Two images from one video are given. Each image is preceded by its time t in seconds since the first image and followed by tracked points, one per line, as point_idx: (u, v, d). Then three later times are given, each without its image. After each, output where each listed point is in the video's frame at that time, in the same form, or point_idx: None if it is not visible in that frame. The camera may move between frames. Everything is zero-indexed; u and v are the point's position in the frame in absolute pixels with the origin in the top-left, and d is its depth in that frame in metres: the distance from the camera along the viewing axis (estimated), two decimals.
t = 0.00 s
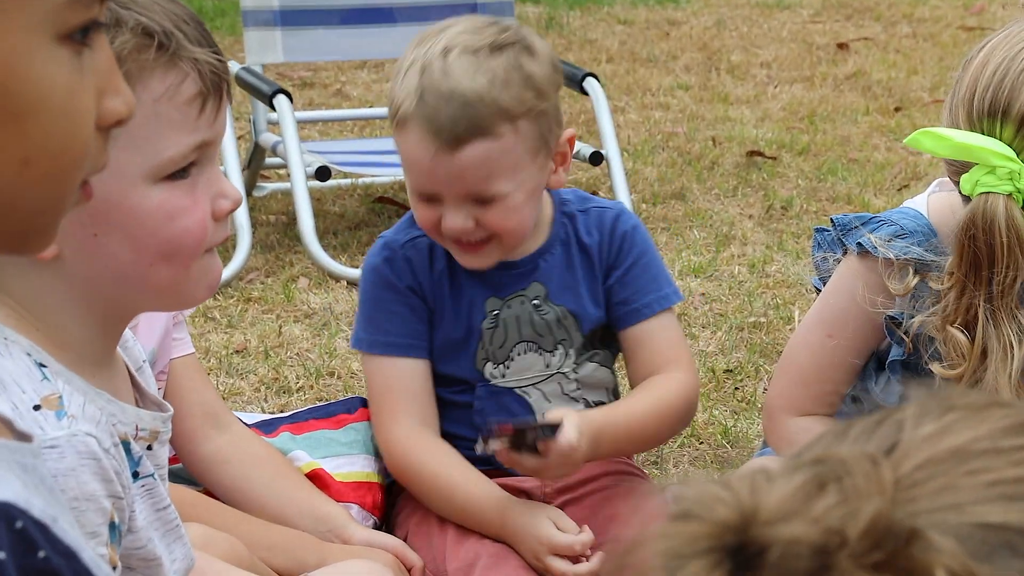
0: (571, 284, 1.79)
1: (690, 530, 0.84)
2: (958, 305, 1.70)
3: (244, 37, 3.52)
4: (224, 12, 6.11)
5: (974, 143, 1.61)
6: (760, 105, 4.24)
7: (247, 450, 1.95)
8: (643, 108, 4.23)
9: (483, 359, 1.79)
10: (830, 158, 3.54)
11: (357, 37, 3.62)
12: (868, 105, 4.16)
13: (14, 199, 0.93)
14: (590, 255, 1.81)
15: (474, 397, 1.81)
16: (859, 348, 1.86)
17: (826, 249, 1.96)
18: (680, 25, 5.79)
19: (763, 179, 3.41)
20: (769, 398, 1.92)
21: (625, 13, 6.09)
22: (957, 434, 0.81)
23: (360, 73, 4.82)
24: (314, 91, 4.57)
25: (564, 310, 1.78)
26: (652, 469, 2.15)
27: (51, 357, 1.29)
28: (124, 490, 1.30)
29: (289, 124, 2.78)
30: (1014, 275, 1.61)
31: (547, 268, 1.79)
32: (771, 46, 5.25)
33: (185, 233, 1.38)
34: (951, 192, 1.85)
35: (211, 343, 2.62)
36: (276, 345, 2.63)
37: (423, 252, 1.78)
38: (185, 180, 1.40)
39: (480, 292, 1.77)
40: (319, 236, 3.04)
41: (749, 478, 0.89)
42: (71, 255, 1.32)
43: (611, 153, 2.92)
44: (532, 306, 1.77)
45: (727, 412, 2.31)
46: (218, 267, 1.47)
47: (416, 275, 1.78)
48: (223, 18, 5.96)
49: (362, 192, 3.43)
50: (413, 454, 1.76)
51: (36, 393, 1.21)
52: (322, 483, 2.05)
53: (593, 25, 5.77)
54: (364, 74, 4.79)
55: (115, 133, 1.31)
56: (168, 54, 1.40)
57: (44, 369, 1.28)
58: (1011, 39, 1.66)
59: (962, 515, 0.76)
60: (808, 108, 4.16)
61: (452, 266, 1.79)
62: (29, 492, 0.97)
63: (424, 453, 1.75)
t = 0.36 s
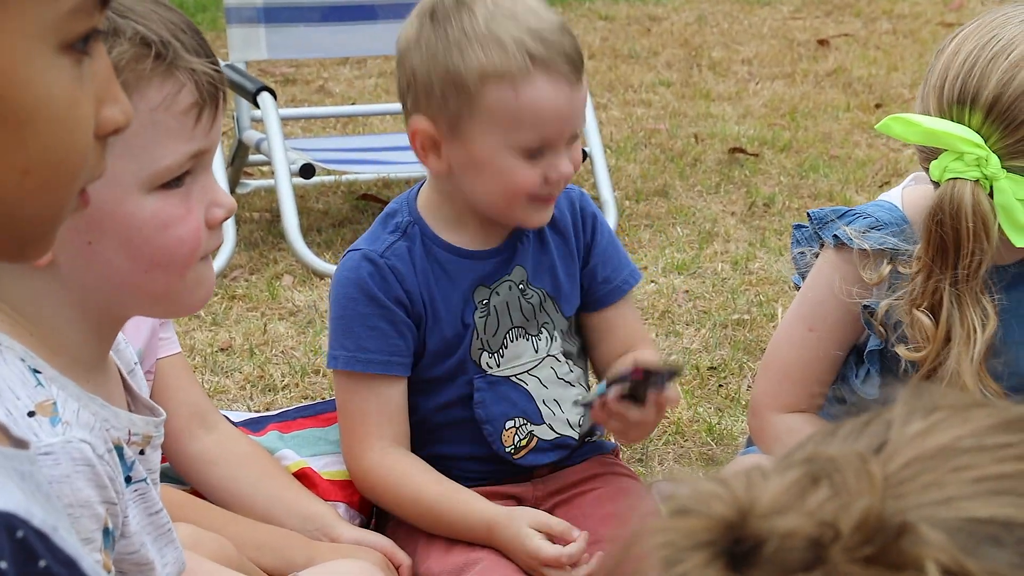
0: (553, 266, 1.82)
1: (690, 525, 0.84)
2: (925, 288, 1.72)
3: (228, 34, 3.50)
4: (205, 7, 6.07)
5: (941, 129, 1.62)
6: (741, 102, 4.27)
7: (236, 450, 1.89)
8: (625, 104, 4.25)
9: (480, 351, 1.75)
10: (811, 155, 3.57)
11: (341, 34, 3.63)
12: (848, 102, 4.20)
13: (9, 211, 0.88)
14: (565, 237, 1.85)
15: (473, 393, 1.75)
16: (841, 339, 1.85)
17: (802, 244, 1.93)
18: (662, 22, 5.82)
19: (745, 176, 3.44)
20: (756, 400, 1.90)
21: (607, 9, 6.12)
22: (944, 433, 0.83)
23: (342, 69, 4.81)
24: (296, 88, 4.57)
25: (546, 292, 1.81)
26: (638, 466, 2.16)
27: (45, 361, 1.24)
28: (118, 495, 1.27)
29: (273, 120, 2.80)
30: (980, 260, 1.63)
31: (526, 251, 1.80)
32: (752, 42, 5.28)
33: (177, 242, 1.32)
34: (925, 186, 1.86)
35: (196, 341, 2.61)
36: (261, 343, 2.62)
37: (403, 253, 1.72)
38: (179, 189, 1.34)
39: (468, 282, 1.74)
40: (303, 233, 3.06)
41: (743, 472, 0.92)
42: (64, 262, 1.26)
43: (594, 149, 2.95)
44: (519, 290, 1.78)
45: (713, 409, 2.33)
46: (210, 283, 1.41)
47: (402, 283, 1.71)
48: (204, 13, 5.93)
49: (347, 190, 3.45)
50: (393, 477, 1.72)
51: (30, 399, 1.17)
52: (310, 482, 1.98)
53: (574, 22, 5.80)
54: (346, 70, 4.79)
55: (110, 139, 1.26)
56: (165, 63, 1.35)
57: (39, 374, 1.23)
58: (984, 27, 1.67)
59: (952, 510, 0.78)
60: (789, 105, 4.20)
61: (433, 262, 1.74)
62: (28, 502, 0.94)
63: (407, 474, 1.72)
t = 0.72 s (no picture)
0: (566, 292, 1.76)
1: (673, 547, 0.82)
2: (890, 296, 1.69)
3: (201, 45, 3.50)
4: (179, 18, 6.05)
5: (906, 138, 1.61)
6: (715, 115, 4.30)
7: (211, 468, 1.84)
8: (599, 117, 4.27)
9: (476, 378, 1.73)
10: (785, 169, 3.60)
11: (315, 45, 3.63)
12: (820, 116, 4.23)
13: None
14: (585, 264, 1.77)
15: (466, 419, 1.75)
16: (814, 349, 1.80)
17: (773, 256, 1.89)
18: (636, 35, 5.85)
19: (718, 190, 3.46)
20: (730, 414, 1.86)
21: (582, 23, 6.16)
22: (922, 457, 0.79)
23: (316, 81, 4.81)
24: (270, 99, 4.56)
25: (557, 323, 1.74)
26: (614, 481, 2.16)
27: (18, 381, 1.21)
28: (92, 515, 1.24)
29: (247, 132, 2.79)
30: (945, 267, 1.62)
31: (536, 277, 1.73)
32: (725, 56, 5.32)
33: (154, 259, 1.27)
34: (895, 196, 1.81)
35: (169, 355, 2.59)
36: (234, 356, 2.60)
37: (401, 269, 1.72)
38: (156, 207, 1.29)
39: (467, 307, 1.71)
40: (276, 246, 3.06)
41: (725, 494, 0.88)
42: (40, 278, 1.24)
43: (568, 162, 2.96)
44: (523, 321, 1.72)
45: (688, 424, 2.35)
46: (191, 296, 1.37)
47: (393, 297, 1.72)
48: (178, 24, 5.91)
49: (321, 203, 3.46)
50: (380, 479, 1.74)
51: (4, 418, 1.13)
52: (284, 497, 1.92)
53: (549, 35, 5.84)
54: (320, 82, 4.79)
55: (91, 159, 1.22)
56: (142, 80, 1.30)
57: (12, 393, 1.20)
58: (945, 36, 1.67)
59: (935, 535, 0.73)
60: (763, 118, 4.23)
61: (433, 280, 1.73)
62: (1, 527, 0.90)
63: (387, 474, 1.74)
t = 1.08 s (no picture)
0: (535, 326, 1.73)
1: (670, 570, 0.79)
2: (882, 312, 1.70)
3: (195, 58, 3.49)
4: (172, 29, 6.05)
5: (897, 156, 1.63)
6: (707, 129, 4.32)
7: (200, 478, 1.82)
8: (592, 130, 4.28)
9: (433, 384, 1.72)
10: (777, 183, 3.62)
11: (308, 56, 3.64)
12: (813, 130, 4.25)
13: None
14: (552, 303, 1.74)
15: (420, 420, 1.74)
16: (807, 364, 1.80)
17: (766, 271, 1.88)
18: (628, 48, 5.87)
19: (711, 204, 3.47)
20: (722, 429, 1.86)
21: (574, 35, 6.17)
22: (922, 480, 0.81)
23: (309, 93, 4.82)
24: (263, 110, 4.57)
25: (522, 346, 1.72)
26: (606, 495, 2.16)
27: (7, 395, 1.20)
28: (82, 528, 1.24)
29: (241, 143, 2.80)
30: (936, 283, 1.63)
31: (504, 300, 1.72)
32: (718, 69, 5.34)
33: (145, 268, 1.25)
34: (886, 213, 1.82)
35: (162, 366, 2.59)
36: (227, 368, 2.60)
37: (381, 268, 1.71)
38: (144, 214, 1.27)
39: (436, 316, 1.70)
40: (270, 257, 3.06)
41: (722, 515, 0.88)
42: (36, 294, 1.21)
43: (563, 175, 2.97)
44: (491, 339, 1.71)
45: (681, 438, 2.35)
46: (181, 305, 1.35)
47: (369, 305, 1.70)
48: (171, 35, 5.91)
49: (314, 214, 3.46)
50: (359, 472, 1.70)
51: None
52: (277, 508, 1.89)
53: (542, 47, 5.85)
54: (314, 94, 4.79)
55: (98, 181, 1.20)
56: (129, 90, 1.29)
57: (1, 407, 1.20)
58: (935, 53, 1.68)
59: (931, 558, 0.74)
60: (755, 132, 4.24)
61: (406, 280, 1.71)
62: None
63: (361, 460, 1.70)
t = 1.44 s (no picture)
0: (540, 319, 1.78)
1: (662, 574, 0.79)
2: (872, 314, 1.70)
3: (194, 60, 3.52)
4: (170, 32, 6.06)
5: (887, 160, 1.63)
6: (705, 131, 4.32)
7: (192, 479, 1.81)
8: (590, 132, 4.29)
9: (460, 389, 1.69)
10: (774, 185, 3.62)
11: (304, 59, 3.64)
12: (810, 132, 4.25)
13: None
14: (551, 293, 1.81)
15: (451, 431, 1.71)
16: (800, 365, 1.80)
17: (759, 273, 1.88)
18: (626, 50, 5.88)
19: (708, 206, 3.47)
20: (717, 430, 1.85)
21: (573, 38, 6.19)
22: (914, 483, 0.79)
23: (307, 96, 4.83)
24: (262, 113, 4.58)
25: (532, 339, 1.76)
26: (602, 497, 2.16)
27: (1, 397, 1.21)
28: (76, 528, 1.25)
29: (238, 146, 2.81)
30: (926, 287, 1.64)
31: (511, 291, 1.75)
32: (716, 72, 5.35)
33: (136, 267, 1.26)
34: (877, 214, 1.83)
35: (160, 368, 2.59)
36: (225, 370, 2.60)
37: (395, 281, 1.65)
38: (135, 216, 1.28)
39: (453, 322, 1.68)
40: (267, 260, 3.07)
41: (712, 520, 0.86)
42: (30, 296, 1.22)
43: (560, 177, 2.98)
44: (503, 335, 1.72)
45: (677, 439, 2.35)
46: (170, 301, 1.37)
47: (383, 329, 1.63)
48: (169, 38, 5.92)
49: (312, 217, 3.47)
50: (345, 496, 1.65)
51: None
52: (270, 506, 1.84)
53: (540, 50, 5.86)
54: (312, 96, 4.80)
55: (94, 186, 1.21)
56: (117, 91, 1.30)
57: None
58: (924, 57, 1.68)
59: (921, 561, 0.72)
60: (753, 134, 4.25)
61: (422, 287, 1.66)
62: None
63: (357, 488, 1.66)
